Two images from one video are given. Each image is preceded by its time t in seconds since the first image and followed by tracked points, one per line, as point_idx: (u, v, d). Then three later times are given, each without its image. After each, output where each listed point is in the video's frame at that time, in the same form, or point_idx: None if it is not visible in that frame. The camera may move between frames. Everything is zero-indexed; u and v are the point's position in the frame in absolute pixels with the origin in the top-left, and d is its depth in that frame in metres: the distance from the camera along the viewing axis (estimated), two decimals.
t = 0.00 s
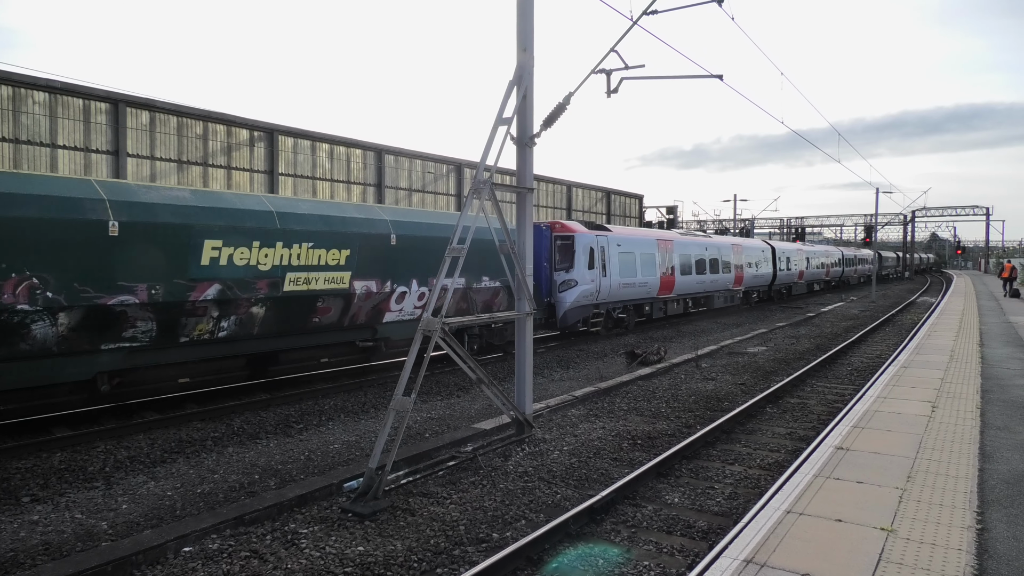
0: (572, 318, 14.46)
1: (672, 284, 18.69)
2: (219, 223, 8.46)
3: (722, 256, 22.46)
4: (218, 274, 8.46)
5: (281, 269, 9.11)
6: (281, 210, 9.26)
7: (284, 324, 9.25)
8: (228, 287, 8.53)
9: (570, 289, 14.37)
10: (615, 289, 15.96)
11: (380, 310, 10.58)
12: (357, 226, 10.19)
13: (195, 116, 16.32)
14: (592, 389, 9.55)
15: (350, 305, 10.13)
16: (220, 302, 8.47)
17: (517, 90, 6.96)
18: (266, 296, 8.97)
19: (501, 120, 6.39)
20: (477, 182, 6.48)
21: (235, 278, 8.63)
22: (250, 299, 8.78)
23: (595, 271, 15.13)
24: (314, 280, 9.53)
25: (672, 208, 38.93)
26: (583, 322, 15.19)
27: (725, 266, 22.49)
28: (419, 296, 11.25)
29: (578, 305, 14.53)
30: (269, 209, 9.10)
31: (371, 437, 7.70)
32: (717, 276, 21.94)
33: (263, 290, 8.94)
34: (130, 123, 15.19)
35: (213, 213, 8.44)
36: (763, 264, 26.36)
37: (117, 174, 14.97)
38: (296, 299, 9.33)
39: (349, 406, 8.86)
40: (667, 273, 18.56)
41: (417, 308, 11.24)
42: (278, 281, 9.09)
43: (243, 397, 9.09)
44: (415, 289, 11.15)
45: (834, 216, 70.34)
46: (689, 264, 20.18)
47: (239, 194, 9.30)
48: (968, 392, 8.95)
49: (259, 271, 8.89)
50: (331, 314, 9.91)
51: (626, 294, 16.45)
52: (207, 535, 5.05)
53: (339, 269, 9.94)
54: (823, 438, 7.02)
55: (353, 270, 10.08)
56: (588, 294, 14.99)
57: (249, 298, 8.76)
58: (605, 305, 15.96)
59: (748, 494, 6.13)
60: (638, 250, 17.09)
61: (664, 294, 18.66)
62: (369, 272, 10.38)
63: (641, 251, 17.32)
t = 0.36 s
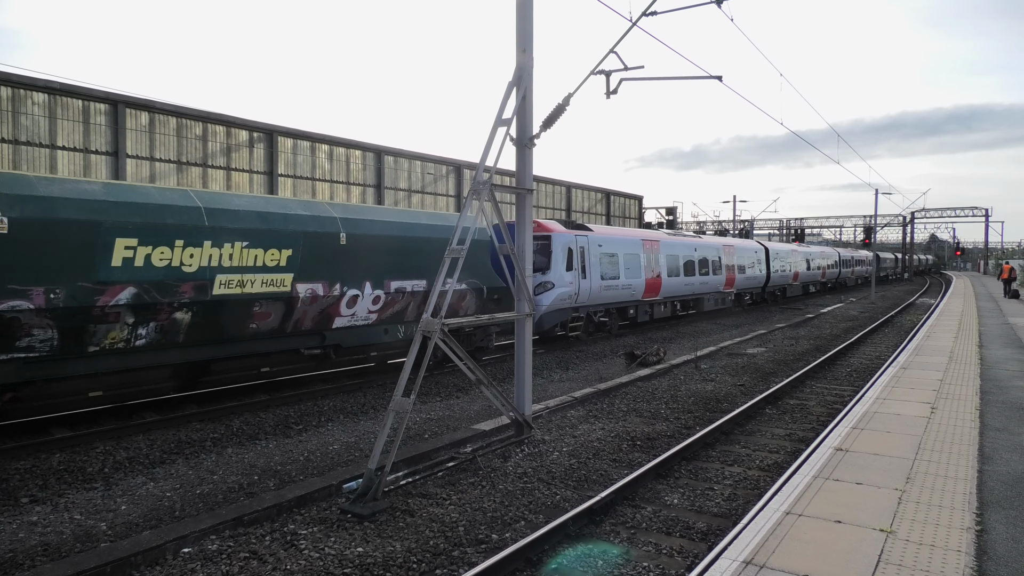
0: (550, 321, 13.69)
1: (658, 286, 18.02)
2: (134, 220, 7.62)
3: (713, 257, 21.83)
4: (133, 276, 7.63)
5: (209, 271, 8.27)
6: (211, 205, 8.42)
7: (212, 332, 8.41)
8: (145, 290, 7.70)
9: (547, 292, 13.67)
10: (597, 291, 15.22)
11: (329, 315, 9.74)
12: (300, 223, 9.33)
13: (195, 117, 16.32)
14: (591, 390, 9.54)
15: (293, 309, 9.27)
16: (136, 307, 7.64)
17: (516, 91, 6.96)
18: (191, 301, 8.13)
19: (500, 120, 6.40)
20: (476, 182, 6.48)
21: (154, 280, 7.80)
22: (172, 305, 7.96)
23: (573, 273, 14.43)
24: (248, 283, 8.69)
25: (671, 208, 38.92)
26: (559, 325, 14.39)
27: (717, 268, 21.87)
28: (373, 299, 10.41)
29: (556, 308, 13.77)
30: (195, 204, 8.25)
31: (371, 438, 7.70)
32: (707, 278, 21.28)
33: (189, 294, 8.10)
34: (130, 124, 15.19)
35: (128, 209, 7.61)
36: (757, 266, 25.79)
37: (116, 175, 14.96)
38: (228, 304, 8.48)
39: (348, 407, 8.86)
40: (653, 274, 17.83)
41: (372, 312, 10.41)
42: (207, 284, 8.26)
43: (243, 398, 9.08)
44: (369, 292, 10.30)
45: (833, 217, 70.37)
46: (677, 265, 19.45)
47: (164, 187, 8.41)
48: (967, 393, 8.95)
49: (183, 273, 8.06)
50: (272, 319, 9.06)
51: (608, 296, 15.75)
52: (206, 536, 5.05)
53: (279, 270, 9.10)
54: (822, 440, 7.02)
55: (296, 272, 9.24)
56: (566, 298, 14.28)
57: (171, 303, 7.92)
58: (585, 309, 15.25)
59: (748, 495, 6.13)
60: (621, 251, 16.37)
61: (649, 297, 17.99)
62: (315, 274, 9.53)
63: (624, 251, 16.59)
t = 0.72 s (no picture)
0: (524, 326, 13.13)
1: (642, 288, 17.50)
2: (25, 214, 6.47)
3: (702, 259, 21.37)
4: (28, 278, 6.52)
5: (123, 273, 7.20)
6: (125, 198, 7.35)
7: (127, 340, 7.37)
8: (42, 294, 6.63)
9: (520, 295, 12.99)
10: (575, 294, 14.67)
11: (270, 321, 8.69)
12: (234, 219, 8.24)
13: (194, 118, 16.31)
14: (590, 391, 9.54)
15: (225, 314, 8.20)
16: (32, 313, 6.59)
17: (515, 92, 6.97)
18: (101, 306, 7.08)
19: (499, 121, 6.41)
20: (475, 183, 6.49)
21: (54, 283, 6.72)
22: (78, 310, 6.92)
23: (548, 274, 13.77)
24: (171, 285, 7.61)
25: (670, 209, 39.00)
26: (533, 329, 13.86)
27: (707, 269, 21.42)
28: (321, 303, 9.30)
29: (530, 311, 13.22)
30: (108, 198, 7.21)
31: (370, 439, 7.70)
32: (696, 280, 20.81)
33: (98, 298, 7.05)
34: (129, 125, 15.17)
35: (16, 201, 6.46)
36: (750, 267, 25.37)
37: (115, 176, 14.93)
38: (145, 310, 7.42)
39: (347, 408, 8.86)
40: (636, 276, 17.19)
41: (321, 317, 9.34)
42: (120, 287, 7.19)
43: (241, 399, 9.07)
44: (316, 295, 9.20)
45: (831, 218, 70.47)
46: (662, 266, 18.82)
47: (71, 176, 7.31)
48: (965, 394, 8.95)
49: (90, 274, 6.99)
50: (200, 326, 8.01)
51: (587, 298, 15.10)
52: (205, 537, 5.05)
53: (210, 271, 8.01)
54: (821, 441, 7.02)
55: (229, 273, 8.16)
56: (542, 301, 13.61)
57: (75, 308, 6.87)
58: (564, 312, 14.72)
59: (747, 496, 6.13)
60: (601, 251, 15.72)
61: (633, 300, 17.50)
62: (253, 275, 8.44)
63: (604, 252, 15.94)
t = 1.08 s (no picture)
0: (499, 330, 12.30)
1: (625, 290, 16.96)
2: None
3: (691, 259, 20.85)
4: None
5: (15, 274, 6.33)
6: (18, 190, 6.50)
7: (25, 350, 6.48)
8: None
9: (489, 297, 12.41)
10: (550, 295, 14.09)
11: (199, 327, 7.79)
12: (151, 215, 7.43)
13: (192, 119, 16.31)
14: (589, 391, 9.55)
15: (145, 320, 7.29)
16: None
17: (514, 93, 6.97)
18: None
19: (498, 122, 6.42)
20: (474, 184, 6.49)
21: None
22: None
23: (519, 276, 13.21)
24: (77, 288, 6.74)
25: (669, 210, 39.07)
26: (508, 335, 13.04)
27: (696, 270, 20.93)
28: (258, 306, 8.41)
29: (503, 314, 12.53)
30: None
31: (369, 440, 7.70)
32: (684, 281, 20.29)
33: None
34: (127, 126, 15.17)
35: None
36: (742, 268, 24.92)
37: (113, 177, 14.92)
38: (47, 316, 6.54)
39: (346, 409, 8.85)
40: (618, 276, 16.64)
41: (259, 322, 8.44)
42: (14, 291, 6.31)
43: (240, 399, 9.07)
44: (253, 298, 8.33)
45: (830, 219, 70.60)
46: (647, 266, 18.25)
47: None
48: (963, 395, 8.97)
49: None
50: (115, 334, 7.10)
51: (563, 301, 14.53)
52: (204, 538, 5.05)
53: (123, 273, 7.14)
54: (820, 442, 7.02)
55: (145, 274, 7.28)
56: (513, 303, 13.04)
57: None
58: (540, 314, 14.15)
59: (745, 497, 6.14)
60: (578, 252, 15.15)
61: (616, 302, 16.98)
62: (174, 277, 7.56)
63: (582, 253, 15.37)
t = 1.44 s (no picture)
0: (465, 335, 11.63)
1: (606, 291, 16.19)
2: None
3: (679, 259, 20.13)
4: None
5: None
6: None
7: None
8: None
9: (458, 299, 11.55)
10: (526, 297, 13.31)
11: (114, 334, 7.04)
12: (53, 210, 6.66)
13: (190, 119, 16.28)
14: (587, 391, 9.54)
15: (46, 327, 6.52)
16: None
17: (513, 93, 6.97)
18: None
19: (497, 122, 6.43)
20: (473, 183, 6.49)
21: None
22: None
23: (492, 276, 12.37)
24: None
25: (668, 210, 39.11)
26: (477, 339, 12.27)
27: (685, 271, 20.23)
28: (184, 311, 7.66)
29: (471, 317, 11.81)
30: None
31: (367, 440, 7.69)
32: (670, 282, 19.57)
33: None
34: (125, 126, 15.14)
35: None
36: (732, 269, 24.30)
37: (111, 177, 14.90)
38: None
39: (344, 409, 8.84)
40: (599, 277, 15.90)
41: (187, 328, 7.69)
42: None
43: (238, 399, 9.05)
44: (177, 302, 7.57)
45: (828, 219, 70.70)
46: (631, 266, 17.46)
47: None
48: (962, 395, 8.97)
49: None
50: (12, 342, 6.34)
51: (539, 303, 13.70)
52: (202, 538, 5.04)
53: (22, 275, 6.38)
54: (818, 442, 7.02)
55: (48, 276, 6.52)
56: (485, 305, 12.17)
57: None
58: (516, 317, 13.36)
59: (744, 496, 6.15)
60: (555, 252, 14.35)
61: (597, 304, 16.16)
62: (83, 279, 6.80)
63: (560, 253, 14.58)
